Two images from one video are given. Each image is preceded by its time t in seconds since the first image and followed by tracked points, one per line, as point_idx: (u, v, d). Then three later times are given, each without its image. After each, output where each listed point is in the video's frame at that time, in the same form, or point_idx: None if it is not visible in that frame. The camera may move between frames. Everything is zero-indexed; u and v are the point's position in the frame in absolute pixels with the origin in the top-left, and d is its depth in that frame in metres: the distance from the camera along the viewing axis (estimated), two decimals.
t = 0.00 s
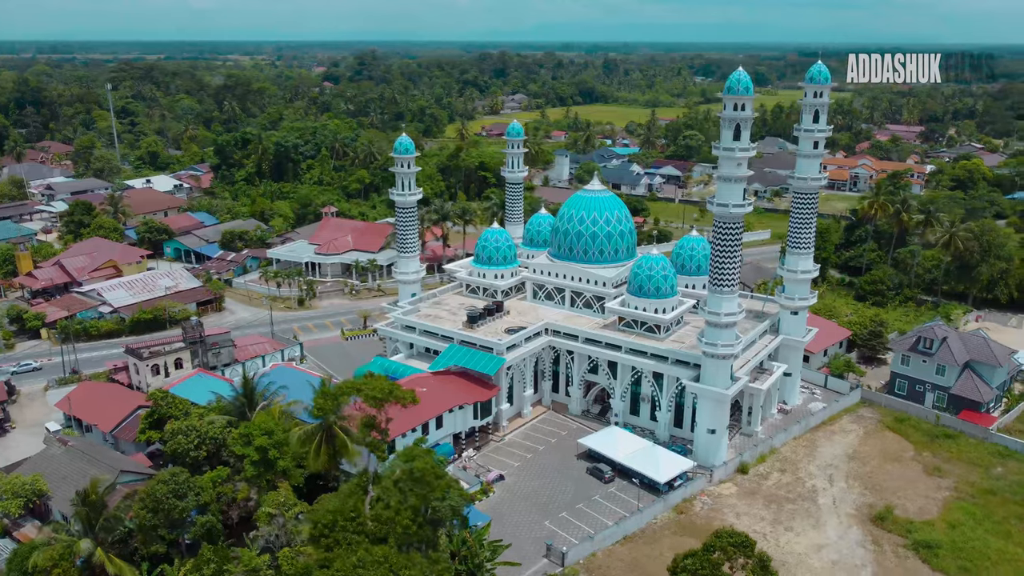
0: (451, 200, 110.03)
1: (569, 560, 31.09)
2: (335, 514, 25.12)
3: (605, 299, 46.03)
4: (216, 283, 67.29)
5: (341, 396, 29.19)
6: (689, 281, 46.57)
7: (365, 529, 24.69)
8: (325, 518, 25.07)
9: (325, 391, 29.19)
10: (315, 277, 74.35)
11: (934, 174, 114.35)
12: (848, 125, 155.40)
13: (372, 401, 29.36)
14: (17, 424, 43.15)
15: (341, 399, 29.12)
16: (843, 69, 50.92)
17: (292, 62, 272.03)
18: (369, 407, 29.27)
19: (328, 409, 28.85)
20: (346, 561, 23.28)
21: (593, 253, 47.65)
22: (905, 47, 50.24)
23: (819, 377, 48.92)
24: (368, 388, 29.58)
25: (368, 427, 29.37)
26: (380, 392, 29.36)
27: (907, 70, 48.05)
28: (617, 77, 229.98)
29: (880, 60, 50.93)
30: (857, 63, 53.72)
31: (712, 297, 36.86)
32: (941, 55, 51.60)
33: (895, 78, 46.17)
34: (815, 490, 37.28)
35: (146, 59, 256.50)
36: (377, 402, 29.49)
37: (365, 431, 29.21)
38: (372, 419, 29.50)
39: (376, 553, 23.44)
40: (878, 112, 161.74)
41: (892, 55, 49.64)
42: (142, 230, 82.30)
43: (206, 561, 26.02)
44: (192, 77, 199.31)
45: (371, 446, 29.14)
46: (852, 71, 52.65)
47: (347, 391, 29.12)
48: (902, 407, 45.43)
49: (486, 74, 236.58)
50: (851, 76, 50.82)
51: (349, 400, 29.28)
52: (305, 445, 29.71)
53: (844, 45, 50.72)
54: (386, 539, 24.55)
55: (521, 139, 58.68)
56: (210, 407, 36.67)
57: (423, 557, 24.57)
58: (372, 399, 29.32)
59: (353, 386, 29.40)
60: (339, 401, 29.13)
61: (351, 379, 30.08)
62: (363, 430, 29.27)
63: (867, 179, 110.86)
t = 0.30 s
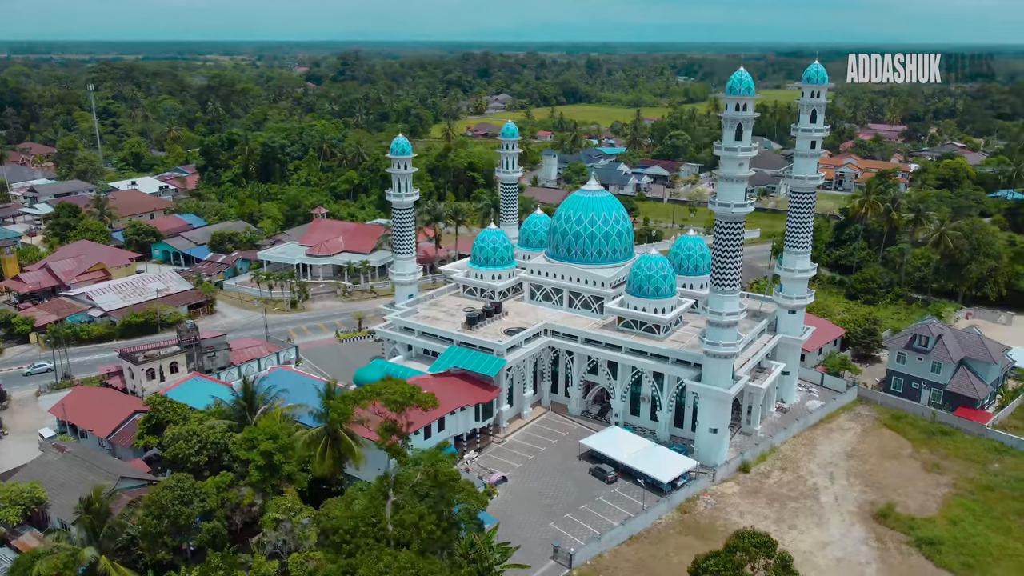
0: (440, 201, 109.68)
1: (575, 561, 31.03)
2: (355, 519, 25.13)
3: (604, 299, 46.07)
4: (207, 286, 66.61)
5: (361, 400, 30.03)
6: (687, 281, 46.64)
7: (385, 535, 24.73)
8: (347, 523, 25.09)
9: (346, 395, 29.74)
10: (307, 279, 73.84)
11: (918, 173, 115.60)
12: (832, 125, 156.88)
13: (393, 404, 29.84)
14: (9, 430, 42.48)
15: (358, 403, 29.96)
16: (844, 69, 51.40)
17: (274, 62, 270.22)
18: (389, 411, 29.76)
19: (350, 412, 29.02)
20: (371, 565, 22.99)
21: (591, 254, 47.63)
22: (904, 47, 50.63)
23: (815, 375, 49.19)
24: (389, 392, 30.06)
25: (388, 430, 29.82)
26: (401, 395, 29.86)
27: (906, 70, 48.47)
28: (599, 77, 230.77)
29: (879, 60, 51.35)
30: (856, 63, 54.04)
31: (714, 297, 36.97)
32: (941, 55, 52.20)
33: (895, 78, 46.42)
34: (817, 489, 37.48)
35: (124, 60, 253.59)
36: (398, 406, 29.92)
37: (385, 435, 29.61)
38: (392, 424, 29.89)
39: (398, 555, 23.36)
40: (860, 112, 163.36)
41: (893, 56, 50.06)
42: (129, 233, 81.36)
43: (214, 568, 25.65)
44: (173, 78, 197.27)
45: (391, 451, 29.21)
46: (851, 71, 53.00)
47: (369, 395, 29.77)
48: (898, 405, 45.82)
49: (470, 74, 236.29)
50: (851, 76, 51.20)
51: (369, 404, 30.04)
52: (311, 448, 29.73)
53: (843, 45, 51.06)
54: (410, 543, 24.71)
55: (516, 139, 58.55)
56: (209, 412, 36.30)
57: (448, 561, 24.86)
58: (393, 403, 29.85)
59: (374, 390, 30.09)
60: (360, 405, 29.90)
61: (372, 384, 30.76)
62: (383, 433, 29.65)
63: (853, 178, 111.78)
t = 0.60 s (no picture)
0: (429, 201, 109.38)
1: (584, 562, 31.02)
2: (378, 524, 25.12)
3: (603, 300, 46.07)
4: (199, 288, 65.97)
5: (381, 404, 30.70)
6: (685, 280, 46.78)
7: (406, 540, 24.63)
8: (369, 528, 25.09)
9: (367, 399, 30.63)
10: (299, 280, 73.34)
11: (904, 172, 116.77)
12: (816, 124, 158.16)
13: (414, 408, 30.48)
14: (1, 437, 41.82)
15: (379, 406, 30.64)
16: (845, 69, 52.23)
17: (256, 62, 268.31)
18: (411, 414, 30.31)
19: (370, 416, 29.88)
20: (396, 569, 22.84)
21: (589, 254, 47.59)
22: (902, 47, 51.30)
23: (812, 373, 49.49)
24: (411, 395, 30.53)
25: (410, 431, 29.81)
26: (423, 398, 30.44)
27: (906, 70, 49.14)
28: (583, 77, 231.25)
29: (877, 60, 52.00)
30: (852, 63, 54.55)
31: (715, 297, 37.04)
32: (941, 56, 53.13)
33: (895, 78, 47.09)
34: (819, 487, 37.67)
35: (104, 60, 250.62)
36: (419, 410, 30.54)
37: (405, 438, 29.10)
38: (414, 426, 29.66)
39: (423, 560, 23.28)
40: (844, 111, 164.91)
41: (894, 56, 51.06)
42: (117, 235, 80.42)
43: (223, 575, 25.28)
44: (156, 78, 195.31)
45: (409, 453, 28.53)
46: (852, 72, 53.25)
47: (389, 399, 30.39)
48: (895, 402, 46.18)
49: (454, 75, 235.95)
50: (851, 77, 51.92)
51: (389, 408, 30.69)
52: (317, 450, 29.49)
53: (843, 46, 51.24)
54: (433, 549, 24.55)
55: (511, 140, 58.48)
56: (209, 417, 35.92)
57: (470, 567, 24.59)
58: (414, 407, 30.46)
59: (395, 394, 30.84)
60: (380, 409, 30.60)
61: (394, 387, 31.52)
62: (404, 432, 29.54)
63: (839, 177, 112.74)
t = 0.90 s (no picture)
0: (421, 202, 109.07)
1: (593, 563, 30.96)
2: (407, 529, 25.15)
3: (605, 301, 46.10)
4: (194, 290, 65.43)
5: (405, 408, 31.49)
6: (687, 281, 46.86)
7: (432, 544, 24.53)
8: (395, 534, 25.17)
9: (390, 404, 31.31)
10: (295, 282, 72.87)
11: (893, 171, 117.65)
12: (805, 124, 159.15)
13: (440, 411, 31.37)
14: None
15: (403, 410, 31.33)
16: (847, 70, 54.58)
17: (241, 61, 266.56)
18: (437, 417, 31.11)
19: (395, 420, 30.64)
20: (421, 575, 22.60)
21: (591, 254, 47.55)
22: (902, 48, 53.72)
23: (812, 372, 49.71)
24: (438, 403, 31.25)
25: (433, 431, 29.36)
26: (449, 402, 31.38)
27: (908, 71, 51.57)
28: (571, 77, 231.62)
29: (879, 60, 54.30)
30: (851, 64, 55.09)
31: (721, 297, 37.06)
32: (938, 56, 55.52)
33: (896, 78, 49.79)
34: (823, 486, 37.81)
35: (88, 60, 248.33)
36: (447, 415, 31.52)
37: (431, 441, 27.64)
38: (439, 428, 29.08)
39: (455, 564, 23.22)
40: (831, 111, 166.11)
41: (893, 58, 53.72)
42: (109, 237, 79.64)
43: None
44: (142, 78, 193.63)
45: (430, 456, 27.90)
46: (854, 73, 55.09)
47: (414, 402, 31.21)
48: (895, 400, 46.42)
49: (441, 75, 235.78)
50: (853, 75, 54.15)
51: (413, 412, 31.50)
52: (326, 453, 29.28)
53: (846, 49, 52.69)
54: (459, 554, 24.24)
55: (509, 140, 58.43)
56: (212, 421, 35.58)
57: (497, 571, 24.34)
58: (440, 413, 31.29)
59: (420, 398, 31.70)
60: (403, 413, 31.30)
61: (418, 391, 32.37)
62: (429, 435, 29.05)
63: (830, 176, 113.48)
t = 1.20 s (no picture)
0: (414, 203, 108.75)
1: (604, 565, 30.96)
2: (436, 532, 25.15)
3: (607, 301, 46.13)
4: (189, 293, 64.88)
5: (430, 411, 31.93)
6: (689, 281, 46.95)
7: (460, 548, 24.53)
8: (421, 538, 25.19)
9: (414, 408, 31.85)
10: (290, 284, 72.36)
11: (883, 170, 118.42)
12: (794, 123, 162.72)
13: (465, 414, 32.10)
14: None
15: (427, 415, 31.81)
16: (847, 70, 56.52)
17: (227, 61, 264.86)
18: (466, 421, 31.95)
19: (421, 424, 31.10)
20: None
21: (593, 255, 47.50)
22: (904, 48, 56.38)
23: (812, 371, 49.89)
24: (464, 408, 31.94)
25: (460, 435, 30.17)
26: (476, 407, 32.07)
27: (906, 70, 53.80)
28: (558, 77, 231.78)
29: (878, 58, 56.77)
30: (851, 65, 55.53)
31: (727, 297, 37.10)
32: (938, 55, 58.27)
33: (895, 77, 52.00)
34: (829, 484, 37.93)
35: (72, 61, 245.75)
36: (471, 418, 32.26)
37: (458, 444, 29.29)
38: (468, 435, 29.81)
39: (485, 569, 23.37)
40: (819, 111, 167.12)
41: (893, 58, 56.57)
42: (101, 239, 78.82)
43: None
44: (128, 79, 191.90)
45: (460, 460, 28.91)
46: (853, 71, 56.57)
47: (439, 405, 31.79)
48: (896, 398, 46.71)
49: (429, 76, 235.18)
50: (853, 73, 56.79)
51: (438, 415, 32.08)
52: (336, 457, 29.02)
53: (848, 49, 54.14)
54: (493, 559, 24.26)
55: (508, 140, 58.30)
56: (216, 426, 35.28)
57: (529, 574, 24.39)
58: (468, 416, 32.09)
59: (444, 402, 32.31)
60: (428, 416, 31.85)
61: (442, 395, 33.02)
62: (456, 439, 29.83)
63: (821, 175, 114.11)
